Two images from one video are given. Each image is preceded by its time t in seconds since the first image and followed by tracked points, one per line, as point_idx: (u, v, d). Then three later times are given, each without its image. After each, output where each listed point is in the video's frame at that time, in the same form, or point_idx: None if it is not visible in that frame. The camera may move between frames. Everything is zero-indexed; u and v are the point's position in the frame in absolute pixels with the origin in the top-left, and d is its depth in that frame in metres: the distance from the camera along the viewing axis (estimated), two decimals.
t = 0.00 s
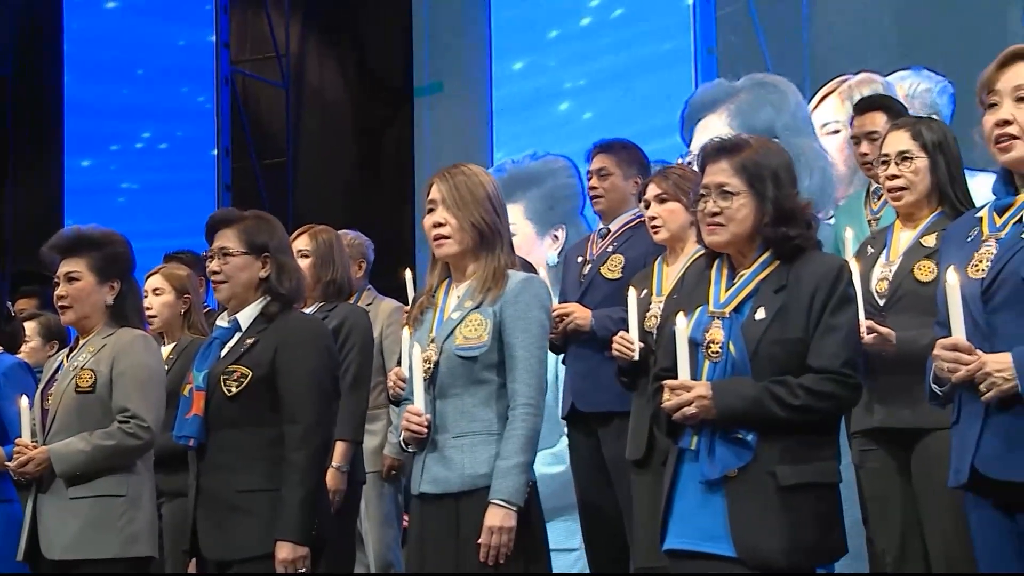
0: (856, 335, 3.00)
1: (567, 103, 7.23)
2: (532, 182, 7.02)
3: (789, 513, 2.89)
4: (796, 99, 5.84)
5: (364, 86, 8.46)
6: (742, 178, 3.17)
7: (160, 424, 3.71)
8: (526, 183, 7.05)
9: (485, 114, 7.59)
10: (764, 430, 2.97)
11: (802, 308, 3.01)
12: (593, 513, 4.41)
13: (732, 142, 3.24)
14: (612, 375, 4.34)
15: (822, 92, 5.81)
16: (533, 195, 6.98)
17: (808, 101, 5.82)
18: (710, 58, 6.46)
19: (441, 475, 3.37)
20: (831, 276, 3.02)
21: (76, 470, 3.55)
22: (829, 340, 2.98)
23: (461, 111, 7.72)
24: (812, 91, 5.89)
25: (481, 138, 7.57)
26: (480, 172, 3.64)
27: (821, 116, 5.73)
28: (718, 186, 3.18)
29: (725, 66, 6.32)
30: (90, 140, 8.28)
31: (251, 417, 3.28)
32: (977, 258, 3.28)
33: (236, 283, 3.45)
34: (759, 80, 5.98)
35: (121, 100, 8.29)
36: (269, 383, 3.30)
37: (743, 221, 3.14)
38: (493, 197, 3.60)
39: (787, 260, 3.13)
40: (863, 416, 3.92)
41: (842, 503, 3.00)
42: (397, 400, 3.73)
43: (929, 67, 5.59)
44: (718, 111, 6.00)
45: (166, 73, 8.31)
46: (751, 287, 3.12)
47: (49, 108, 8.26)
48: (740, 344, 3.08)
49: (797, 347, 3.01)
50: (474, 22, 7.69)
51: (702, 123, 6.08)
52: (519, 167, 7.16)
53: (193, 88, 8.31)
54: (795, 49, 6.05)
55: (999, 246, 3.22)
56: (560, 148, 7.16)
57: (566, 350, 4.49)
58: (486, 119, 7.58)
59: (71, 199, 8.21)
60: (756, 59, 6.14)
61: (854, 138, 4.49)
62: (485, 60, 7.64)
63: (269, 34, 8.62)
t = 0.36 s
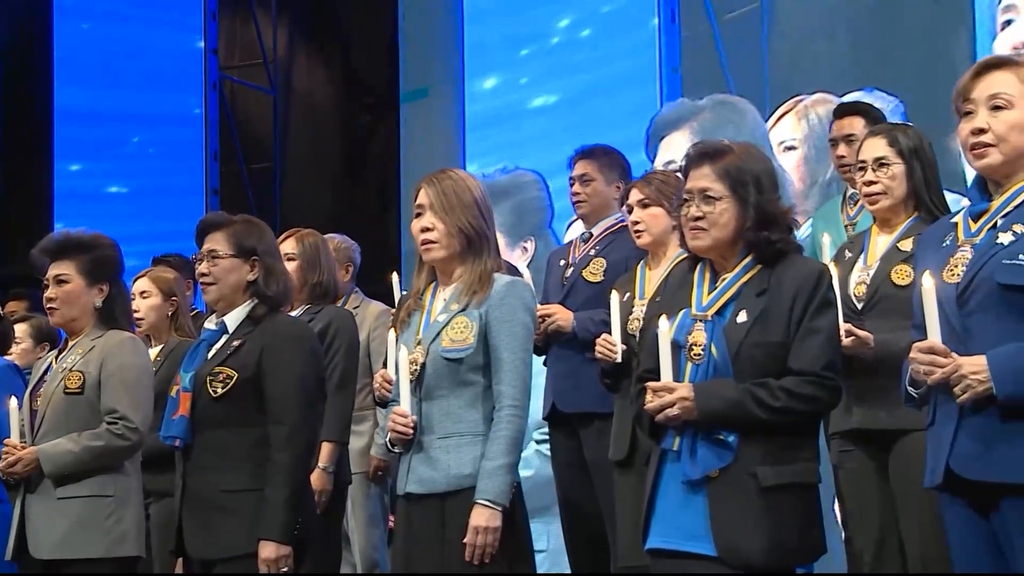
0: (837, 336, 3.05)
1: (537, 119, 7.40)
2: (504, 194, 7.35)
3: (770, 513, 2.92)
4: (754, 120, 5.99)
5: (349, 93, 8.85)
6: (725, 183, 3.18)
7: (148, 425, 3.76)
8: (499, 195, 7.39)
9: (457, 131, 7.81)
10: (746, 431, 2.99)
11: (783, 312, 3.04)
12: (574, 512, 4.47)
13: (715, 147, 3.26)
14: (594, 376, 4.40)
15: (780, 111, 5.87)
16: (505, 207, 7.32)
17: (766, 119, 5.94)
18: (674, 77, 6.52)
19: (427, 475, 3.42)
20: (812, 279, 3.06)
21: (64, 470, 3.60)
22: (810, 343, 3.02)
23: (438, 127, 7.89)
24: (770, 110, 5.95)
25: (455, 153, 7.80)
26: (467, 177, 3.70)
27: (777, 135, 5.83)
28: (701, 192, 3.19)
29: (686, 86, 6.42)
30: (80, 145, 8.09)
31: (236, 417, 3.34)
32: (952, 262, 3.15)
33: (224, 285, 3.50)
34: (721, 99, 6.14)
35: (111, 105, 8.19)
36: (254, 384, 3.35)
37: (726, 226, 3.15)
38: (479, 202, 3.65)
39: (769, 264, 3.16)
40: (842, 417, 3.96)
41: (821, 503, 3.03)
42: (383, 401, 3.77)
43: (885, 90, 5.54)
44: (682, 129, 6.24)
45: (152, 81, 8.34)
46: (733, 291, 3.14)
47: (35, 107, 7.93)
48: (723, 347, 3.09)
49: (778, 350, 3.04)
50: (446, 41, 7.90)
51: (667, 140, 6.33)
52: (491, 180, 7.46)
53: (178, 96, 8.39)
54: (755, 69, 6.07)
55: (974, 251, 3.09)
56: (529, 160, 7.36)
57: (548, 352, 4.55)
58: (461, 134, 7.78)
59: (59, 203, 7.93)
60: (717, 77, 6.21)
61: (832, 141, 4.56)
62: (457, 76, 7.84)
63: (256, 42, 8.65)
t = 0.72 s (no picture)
0: (816, 340, 3.10)
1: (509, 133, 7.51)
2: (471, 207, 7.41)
3: (747, 513, 2.98)
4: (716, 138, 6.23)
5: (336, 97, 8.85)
6: (707, 189, 3.23)
7: (135, 427, 3.81)
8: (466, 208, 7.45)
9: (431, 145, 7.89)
10: (726, 433, 3.04)
11: (763, 315, 3.09)
12: (556, 512, 4.53)
13: (697, 153, 3.31)
14: (576, 379, 4.46)
15: (739, 129, 6.11)
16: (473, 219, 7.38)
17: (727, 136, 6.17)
18: (638, 96, 6.83)
19: (411, 476, 3.47)
20: (792, 284, 3.11)
21: (52, 471, 3.64)
22: (789, 347, 3.07)
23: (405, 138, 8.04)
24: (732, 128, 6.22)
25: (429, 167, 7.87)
26: (454, 182, 3.75)
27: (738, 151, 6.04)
28: (683, 197, 3.24)
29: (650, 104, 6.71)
30: (69, 150, 8.09)
31: (221, 419, 3.38)
32: (928, 267, 2.95)
33: (209, 288, 3.55)
34: (687, 117, 6.34)
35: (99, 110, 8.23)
36: (239, 386, 3.40)
37: (708, 230, 3.20)
38: (466, 207, 3.71)
39: (750, 268, 3.21)
40: (820, 419, 4.01)
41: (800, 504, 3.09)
42: (368, 403, 3.81)
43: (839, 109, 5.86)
44: (648, 145, 6.41)
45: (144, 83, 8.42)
46: (714, 295, 3.19)
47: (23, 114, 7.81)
48: (705, 350, 3.14)
49: (759, 354, 3.09)
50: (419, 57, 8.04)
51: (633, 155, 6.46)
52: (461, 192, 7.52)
53: (169, 99, 8.44)
54: (716, 87, 6.35)
55: (951, 256, 2.90)
56: (501, 174, 7.45)
57: (531, 355, 4.63)
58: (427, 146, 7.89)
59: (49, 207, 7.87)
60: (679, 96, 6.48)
61: (810, 145, 4.64)
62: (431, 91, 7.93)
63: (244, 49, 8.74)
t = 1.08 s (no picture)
0: (797, 343, 3.11)
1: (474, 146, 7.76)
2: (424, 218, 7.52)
3: (727, 515, 2.98)
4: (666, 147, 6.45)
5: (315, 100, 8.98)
6: (688, 192, 3.23)
7: (113, 429, 3.79)
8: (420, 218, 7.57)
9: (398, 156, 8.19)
10: (706, 436, 3.05)
11: (744, 317, 3.09)
12: (536, 514, 4.53)
13: (679, 156, 3.31)
14: (557, 382, 4.46)
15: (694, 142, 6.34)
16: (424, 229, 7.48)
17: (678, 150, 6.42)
18: (598, 108, 6.96)
19: (391, 478, 3.46)
20: (772, 287, 3.11)
21: (29, 474, 3.61)
22: (769, 349, 3.07)
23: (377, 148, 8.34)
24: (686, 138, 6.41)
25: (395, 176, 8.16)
26: (436, 184, 3.75)
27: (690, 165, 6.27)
28: (665, 200, 3.25)
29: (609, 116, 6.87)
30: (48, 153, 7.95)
31: (201, 422, 3.37)
32: (907, 271, 2.95)
33: (188, 290, 3.54)
34: (639, 131, 6.58)
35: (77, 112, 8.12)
36: (219, 388, 3.39)
37: (689, 233, 3.20)
38: (449, 209, 3.71)
39: (731, 271, 3.21)
40: (801, 423, 4.01)
41: (779, 506, 3.10)
42: (349, 406, 3.79)
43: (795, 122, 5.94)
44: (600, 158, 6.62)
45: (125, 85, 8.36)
46: (696, 297, 3.19)
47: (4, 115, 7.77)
48: (685, 352, 3.15)
49: (739, 357, 3.10)
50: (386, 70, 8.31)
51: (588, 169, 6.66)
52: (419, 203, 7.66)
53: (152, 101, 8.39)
54: (674, 99, 6.50)
55: (929, 260, 2.90)
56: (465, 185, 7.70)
57: (511, 359, 4.63)
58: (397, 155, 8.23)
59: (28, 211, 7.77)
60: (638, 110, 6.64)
61: (789, 147, 4.65)
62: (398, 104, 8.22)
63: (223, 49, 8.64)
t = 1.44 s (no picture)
0: (777, 344, 3.11)
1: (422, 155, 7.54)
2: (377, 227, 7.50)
3: (707, 516, 2.99)
4: (615, 159, 6.39)
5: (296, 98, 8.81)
6: (670, 193, 3.25)
7: (91, 430, 3.76)
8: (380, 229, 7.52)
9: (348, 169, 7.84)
10: (686, 436, 3.05)
11: (726, 318, 3.09)
12: (515, 516, 4.54)
13: (660, 158, 3.32)
14: (536, 383, 4.46)
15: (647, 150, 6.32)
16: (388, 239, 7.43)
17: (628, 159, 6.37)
18: (549, 118, 6.84)
19: (370, 479, 3.45)
20: (754, 289, 3.12)
21: (6, 476, 3.59)
22: (750, 351, 3.08)
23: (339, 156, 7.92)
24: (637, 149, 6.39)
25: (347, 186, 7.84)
26: (418, 186, 3.74)
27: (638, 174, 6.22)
28: (646, 202, 3.25)
29: (563, 127, 6.77)
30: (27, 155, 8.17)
31: (180, 423, 3.35)
32: (887, 273, 2.96)
33: (168, 291, 3.52)
34: (588, 140, 6.50)
35: (55, 113, 8.20)
36: (198, 389, 3.37)
37: (671, 234, 3.21)
38: (430, 211, 3.70)
39: (712, 273, 3.22)
40: (781, 424, 4.02)
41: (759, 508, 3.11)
42: (328, 407, 3.78)
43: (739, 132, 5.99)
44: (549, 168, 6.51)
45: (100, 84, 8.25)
46: (677, 299, 3.19)
47: None
48: (666, 353, 3.14)
49: (720, 358, 3.10)
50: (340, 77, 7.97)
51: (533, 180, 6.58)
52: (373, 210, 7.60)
53: (128, 100, 8.25)
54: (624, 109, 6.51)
55: (909, 262, 2.91)
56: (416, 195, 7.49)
57: (490, 360, 4.63)
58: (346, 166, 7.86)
59: None
60: (587, 115, 6.64)
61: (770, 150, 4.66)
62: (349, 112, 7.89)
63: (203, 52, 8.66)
